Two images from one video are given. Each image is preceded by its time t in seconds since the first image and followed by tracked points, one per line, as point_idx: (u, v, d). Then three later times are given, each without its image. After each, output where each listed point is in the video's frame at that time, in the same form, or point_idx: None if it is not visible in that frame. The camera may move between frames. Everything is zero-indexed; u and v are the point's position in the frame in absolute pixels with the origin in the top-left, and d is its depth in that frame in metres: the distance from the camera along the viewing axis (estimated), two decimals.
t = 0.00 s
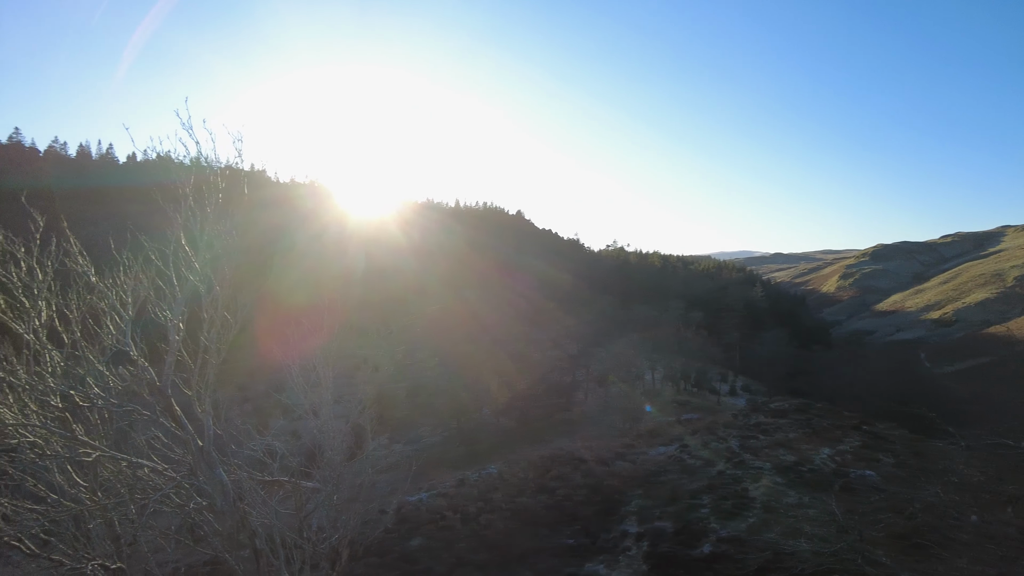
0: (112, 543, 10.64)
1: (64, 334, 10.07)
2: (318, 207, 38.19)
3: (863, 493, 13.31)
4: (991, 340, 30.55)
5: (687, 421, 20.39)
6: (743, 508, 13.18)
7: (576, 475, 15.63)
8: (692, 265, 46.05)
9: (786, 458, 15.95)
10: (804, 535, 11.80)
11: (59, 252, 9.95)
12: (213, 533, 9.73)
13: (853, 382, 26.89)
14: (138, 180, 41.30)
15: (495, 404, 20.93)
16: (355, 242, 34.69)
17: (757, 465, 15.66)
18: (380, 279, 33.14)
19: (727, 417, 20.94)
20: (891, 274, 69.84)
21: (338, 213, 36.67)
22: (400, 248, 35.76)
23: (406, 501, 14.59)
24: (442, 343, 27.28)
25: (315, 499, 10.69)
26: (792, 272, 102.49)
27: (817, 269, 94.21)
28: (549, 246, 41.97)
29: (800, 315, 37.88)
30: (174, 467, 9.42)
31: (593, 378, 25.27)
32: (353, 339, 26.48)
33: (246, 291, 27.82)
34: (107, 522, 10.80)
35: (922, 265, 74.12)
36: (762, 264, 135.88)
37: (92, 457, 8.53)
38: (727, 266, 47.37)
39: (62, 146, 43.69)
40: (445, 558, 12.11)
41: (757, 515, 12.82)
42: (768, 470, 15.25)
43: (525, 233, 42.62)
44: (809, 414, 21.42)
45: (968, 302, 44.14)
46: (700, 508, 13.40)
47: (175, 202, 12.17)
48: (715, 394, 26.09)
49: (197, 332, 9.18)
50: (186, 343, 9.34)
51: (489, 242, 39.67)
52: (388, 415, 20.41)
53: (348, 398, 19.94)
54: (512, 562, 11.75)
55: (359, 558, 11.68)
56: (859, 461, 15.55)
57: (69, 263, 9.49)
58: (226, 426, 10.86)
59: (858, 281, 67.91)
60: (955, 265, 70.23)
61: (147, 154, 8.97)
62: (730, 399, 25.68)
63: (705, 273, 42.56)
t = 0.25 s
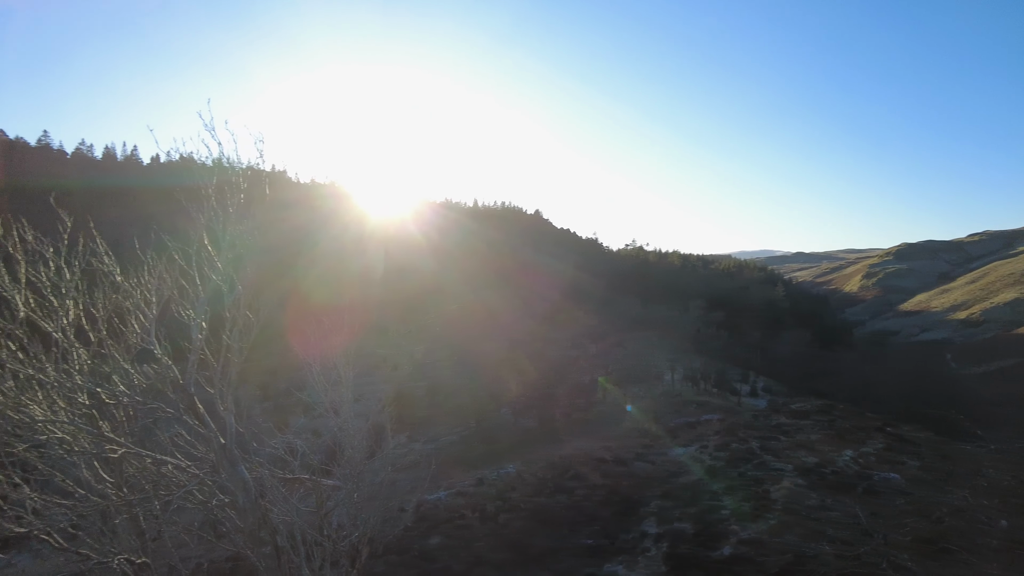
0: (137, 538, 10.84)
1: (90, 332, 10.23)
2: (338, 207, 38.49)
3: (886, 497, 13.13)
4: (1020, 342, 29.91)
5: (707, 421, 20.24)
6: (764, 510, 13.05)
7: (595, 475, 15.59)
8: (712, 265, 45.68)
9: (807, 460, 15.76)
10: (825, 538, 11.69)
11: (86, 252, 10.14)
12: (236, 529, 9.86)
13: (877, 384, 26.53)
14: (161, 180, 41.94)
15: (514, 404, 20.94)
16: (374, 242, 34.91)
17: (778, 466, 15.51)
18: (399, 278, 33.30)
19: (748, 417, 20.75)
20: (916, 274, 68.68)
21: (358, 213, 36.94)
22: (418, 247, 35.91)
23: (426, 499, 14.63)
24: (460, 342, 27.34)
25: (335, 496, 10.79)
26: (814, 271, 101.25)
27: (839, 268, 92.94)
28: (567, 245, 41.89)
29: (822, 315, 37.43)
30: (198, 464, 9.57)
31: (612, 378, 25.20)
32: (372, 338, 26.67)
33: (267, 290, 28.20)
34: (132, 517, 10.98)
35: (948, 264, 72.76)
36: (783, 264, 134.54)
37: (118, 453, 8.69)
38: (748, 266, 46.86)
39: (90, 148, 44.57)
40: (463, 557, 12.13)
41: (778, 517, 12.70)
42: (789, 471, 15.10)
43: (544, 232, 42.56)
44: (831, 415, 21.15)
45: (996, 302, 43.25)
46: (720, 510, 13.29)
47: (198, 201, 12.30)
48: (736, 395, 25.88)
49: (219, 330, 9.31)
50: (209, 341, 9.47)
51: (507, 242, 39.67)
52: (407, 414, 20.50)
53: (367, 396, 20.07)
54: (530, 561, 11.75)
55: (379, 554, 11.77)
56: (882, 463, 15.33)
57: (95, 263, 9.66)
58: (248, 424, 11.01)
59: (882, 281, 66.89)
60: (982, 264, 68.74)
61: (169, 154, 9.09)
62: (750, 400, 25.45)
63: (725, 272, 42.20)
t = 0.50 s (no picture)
0: (168, 532, 11.07)
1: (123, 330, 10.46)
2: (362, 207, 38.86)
3: (918, 502, 12.88)
4: None
5: (733, 423, 19.99)
6: (791, 513, 12.88)
7: (619, 476, 15.51)
8: (738, 264, 45.15)
9: (836, 462, 15.52)
10: (856, 542, 11.49)
11: (120, 252, 10.36)
12: (263, 525, 10.01)
13: (908, 386, 26.04)
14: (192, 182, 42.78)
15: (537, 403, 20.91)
16: (398, 242, 35.10)
17: (806, 469, 15.29)
18: (423, 278, 33.43)
19: (775, 419, 20.50)
20: (949, 273, 67.05)
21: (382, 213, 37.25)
22: (442, 247, 36.05)
23: (450, 498, 14.71)
24: (483, 342, 27.38)
25: (361, 494, 10.88)
26: (842, 271, 99.46)
27: (868, 268, 91.13)
28: (591, 245, 41.76)
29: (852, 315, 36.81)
30: (227, 460, 9.73)
31: (636, 378, 25.07)
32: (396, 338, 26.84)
33: (293, 289, 28.53)
34: (164, 511, 11.23)
35: (983, 263, 70.87)
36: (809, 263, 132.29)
37: (150, 450, 8.88)
38: (775, 265, 46.12)
39: (123, 149, 45.59)
40: (486, 556, 12.16)
41: (806, 520, 12.52)
42: (817, 474, 14.88)
43: (567, 231, 42.38)
44: (861, 417, 20.79)
45: None
46: (746, 512, 13.14)
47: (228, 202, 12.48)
48: (762, 396, 25.59)
49: (248, 329, 9.44)
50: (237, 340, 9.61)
51: (530, 242, 39.61)
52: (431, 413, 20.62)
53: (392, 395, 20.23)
54: (554, 561, 11.75)
55: (403, 552, 11.88)
56: (914, 467, 15.02)
57: (128, 263, 9.85)
58: (276, 421, 11.16)
59: (913, 281, 65.44)
60: (1018, 263, 66.85)
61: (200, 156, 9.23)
62: (777, 401, 25.15)
63: (751, 272, 41.71)
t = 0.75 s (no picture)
0: (206, 526, 11.32)
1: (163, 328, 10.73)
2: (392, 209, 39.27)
3: (960, 509, 12.52)
4: None
5: (766, 425, 19.69)
6: (827, 518, 12.62)
7: (649, 478, 15.39)
8: (771, 263, 44.40)
9: (874, 467, 15.17)
10: (895, 549, 11.22)
11: (160, 252, 10.62)
12: (297, 520, 10.18)
13: (950, 391, 25.34)
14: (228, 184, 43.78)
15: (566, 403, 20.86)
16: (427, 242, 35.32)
17: (842, 473, 14.98)
18: (452, 278, 33.57)
19: (809, 422, 20.12)
20: (994, 273, 64.81)
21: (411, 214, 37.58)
22: (470, 247, 36.17)
23: (480, 497, 14.78)
24: (512, 343, 27.38)
25: (393, 491, 11.00)
26: (879, 270, 96.97)
27: (907, 268, 88.67)
28: (620, 245, 41.50)
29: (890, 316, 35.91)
30: (262, 457, 9.92)
31: (667, 380, 24.86)
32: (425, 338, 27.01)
33: (325, 289, 28.95)
34: (201, 506, 11.49)
35: None
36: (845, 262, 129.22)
37: (189, 445, 9.10)
38: (809, 265, 45.26)
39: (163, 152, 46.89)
40: (516, 556, 12.17)
41: (842, 525, 12.26)
42: (854, 478, 14.57)
43: (597, 232, 42.16)
44: (900, 421, 20.28)
45: None
46: (780, 516, 12.92)
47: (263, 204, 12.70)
48: (797, 398, 25.14)
49: (283, 329, 9.60)
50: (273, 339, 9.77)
51: (560, 242, 39.51)
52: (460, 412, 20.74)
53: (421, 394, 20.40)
54: (584, 562, 11.71)
55: (434, 550, 11.97)
56: (956, 474, 14.60)
57: (167, 263, 10.10)
58: (309, 419, 11.33)
59: (955, 281, 63.49)
60: None
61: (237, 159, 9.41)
62: (812, 404, 24.68)
63: (785, 272, 40.99)
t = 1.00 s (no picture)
0: (244, 520, 11.57)
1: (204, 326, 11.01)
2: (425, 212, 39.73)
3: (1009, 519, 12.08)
4: None
5: (803, 428, 19.29)
6: (867, 524, 12.30)
7: (683, 480, 15.22)
8: (809, 263, 43.45)
9: (917, 473, 14.73)
10: (939, 558, 10.88)
11: (201, 252, 10.90)
12: (333, 517, 10.33)
13: (998, 396, 24.53)
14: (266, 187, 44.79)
15: (598, 403, 20.75)
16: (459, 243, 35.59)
17: (884, 478, 14.59)
18: (483, 278, 33.71)
19: (849, 425, 19.65)
20: None
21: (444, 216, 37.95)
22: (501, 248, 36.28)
23: (513, 497, 14.81)
24: (543, 343, 27.34)
25: (427, 490, 11.09)
26: (924, 270, 93.98)
27: (954, 267, 85.74)
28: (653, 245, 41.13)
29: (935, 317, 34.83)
30: (299, 453, 10.10)
31: (701, 382, 24.58)
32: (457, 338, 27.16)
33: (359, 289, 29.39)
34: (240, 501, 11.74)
35: None
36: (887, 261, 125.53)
37: (229, 441, 9.32)
38: (848, 265, 44.11)
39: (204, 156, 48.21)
40: (548, 556, 12.14)
41: (883, 532, 11.93)
42: (896, 484, 14.17)
43: (629, 232, 41.86)
44: (946, 426, 19.65)
45: None
46: (818, 521, 12.63)
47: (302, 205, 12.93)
48: (836, 401, 24.58)
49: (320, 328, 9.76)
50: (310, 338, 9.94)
51: (592, 243, 39.31)
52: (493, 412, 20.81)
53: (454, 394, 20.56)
54: (617, 564, 11.63)
55: (467, 548, 12.03)
56: (1005, 481, 14.09)
57: (208, 263, 10.37)
58: (345, 416, 11.50)
59: (1006, 281, 61.13)
60: None
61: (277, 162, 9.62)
62: (852, 407, 24.10)
63: (823, 271, 40.07)
